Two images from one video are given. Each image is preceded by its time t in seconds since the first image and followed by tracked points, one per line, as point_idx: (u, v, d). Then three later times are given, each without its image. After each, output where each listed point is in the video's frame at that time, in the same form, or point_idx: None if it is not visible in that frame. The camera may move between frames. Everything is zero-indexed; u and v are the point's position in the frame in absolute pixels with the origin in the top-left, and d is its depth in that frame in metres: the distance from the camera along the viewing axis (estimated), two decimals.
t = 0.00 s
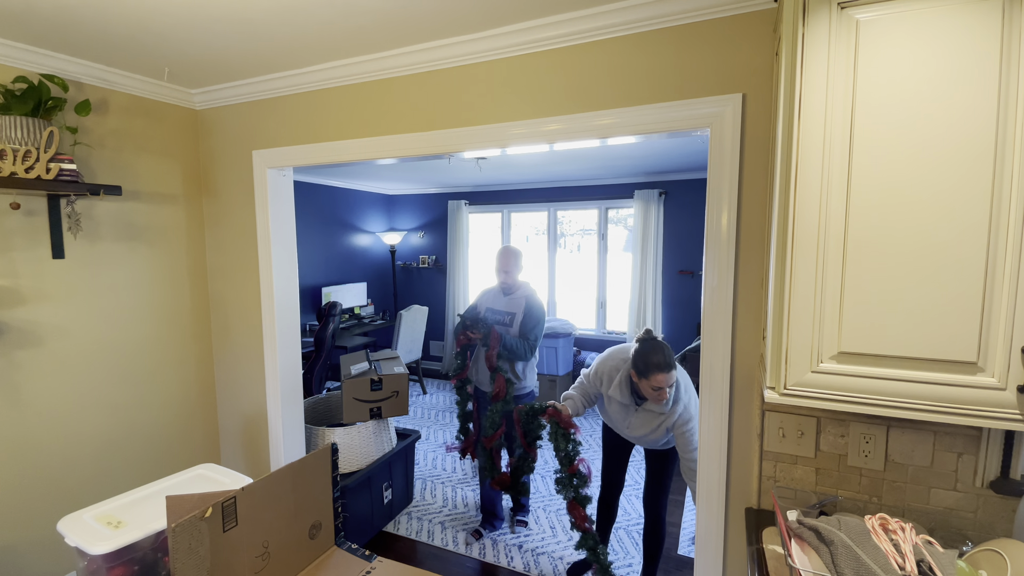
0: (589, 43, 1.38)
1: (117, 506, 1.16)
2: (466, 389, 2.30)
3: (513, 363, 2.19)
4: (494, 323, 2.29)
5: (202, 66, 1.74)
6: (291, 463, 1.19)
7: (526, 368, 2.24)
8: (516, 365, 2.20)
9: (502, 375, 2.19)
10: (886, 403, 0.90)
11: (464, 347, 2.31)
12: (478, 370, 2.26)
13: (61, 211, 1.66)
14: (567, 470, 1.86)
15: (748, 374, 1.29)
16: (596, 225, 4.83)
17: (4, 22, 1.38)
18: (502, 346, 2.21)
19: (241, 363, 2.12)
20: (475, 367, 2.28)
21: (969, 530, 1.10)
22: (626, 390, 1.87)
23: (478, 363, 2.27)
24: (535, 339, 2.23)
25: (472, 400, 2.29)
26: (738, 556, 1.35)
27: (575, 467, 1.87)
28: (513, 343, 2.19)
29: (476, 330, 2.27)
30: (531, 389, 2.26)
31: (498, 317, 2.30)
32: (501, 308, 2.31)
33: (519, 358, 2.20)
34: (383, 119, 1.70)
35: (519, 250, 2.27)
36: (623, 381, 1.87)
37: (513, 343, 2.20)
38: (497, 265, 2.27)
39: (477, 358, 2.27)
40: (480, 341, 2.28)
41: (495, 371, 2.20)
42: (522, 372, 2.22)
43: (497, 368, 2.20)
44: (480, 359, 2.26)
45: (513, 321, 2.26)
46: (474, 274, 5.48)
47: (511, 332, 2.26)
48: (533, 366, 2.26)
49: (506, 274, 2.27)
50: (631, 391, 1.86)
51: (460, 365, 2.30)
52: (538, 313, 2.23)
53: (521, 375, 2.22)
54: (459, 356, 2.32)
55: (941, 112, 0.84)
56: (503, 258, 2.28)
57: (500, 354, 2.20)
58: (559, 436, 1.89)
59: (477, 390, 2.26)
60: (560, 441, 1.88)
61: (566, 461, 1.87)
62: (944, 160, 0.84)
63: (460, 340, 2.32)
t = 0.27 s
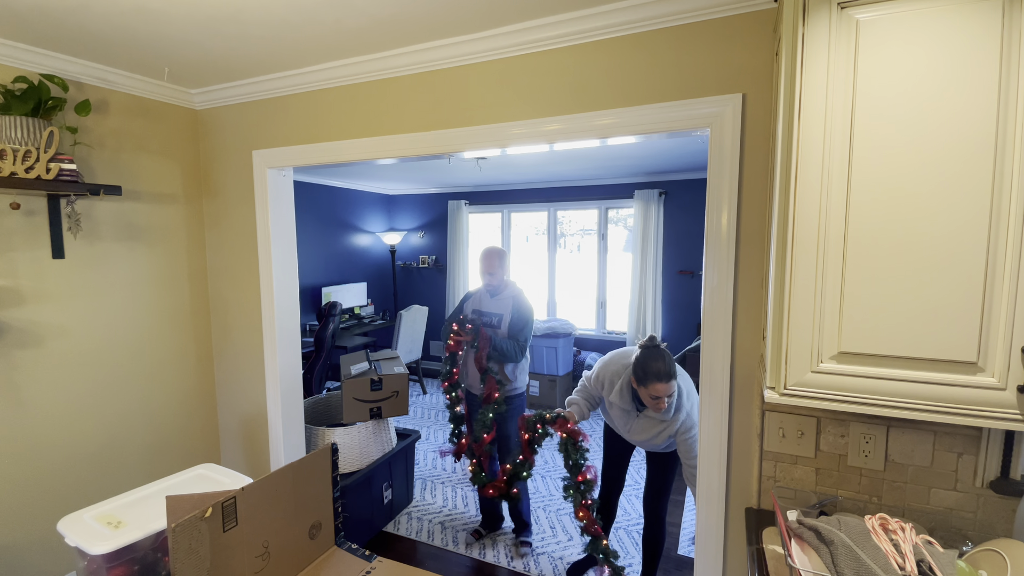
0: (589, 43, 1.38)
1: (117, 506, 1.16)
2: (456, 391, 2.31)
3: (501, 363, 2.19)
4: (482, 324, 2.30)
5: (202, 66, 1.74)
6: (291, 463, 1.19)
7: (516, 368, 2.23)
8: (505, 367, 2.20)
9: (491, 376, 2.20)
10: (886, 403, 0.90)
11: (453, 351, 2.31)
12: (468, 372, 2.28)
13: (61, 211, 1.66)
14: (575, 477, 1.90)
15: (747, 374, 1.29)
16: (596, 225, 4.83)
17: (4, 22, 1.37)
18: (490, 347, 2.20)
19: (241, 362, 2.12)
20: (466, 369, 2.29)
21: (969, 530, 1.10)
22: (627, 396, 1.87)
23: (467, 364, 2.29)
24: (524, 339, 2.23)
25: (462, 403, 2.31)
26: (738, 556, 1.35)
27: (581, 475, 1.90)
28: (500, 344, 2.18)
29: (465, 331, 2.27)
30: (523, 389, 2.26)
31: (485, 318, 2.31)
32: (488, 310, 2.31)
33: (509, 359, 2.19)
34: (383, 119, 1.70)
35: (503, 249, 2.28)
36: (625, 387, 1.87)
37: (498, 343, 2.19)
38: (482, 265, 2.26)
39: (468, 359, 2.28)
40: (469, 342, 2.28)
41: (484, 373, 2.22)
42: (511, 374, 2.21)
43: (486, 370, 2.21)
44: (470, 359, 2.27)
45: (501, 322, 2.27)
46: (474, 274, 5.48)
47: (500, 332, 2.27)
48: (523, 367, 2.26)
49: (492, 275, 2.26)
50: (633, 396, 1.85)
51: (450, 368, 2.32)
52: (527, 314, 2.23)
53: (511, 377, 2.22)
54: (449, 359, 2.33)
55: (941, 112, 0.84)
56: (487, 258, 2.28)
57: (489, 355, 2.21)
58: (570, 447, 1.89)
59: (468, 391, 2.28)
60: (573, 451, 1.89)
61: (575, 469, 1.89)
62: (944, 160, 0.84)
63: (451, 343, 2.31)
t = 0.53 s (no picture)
0: (589, 43, 1.38)
1: (117, 506, 1.16)
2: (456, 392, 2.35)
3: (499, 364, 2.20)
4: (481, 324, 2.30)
5: (202, 66, 1.74)
6: (291, 463, 1.19)
7: (517, 369, 2.21)
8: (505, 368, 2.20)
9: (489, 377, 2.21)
10: (886, 403, 0.90)
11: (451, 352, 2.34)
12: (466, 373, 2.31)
13: (61, 211, 1.66)
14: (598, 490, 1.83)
15: (747, 374, 1.29)
16: (596, 225, 4.83)
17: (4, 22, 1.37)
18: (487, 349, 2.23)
19: (241, 362, 2.12)
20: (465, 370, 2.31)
21: (969, 530, 1.10)
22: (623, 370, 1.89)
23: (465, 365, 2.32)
24: (524, 339, 2.22)
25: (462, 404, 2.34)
26: (738, 556, 1.35)
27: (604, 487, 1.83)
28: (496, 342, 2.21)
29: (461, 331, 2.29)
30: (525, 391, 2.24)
31: (484, 319, 2.31)
32: (490, 310, 2.29)
33: (507, 360, 2.19)
34: (383, 119, 1.70)
35: (506, 249, 2.26)
36: (621, 364, 1.88)
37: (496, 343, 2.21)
38: (483, 265, 2.25)
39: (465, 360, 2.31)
40: (465, 343, 2.31)
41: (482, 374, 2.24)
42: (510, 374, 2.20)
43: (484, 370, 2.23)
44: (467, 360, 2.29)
45: (501, 322, 2.25)
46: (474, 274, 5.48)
47: (499, 332, 2.26)
48: (526, 368, 2.23)
49: (493, 274, 2.25)
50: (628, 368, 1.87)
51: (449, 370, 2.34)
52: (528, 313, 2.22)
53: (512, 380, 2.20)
54: (446, 361, 2.36)
55: (942, 112, 0.84)
56: (489, 259, 2.27)
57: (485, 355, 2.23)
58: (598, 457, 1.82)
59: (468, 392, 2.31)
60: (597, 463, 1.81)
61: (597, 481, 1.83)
62: (944, 159, 0.84)
63: (449, 344, 2.35)
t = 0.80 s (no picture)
0: (589, 43, 1.38)
1: (117, 506, 1.16)
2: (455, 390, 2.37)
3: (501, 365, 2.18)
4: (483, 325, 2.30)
5: (202, 66, 1.73)
6: (291, 463, 1.19)
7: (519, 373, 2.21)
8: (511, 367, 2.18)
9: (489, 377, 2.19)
10: (886, 403, 0.90)
11: (451, 351, 2.37)
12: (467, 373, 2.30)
13: (61, 211, 1.66)
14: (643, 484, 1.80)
15: (747, 375, 1.29)
16: (596, 225, 4.83)
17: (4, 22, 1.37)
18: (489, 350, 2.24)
19: (241, 362, 2.12)
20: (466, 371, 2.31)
21: (969, 530, 1.10)
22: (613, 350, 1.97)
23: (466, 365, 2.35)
24: (528, 343, 2.19)
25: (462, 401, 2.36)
26: (738, 556, 1.35)
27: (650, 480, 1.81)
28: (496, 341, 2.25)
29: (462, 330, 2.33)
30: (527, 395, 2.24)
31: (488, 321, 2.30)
32: (494, 310, 2.30)
33: (508, 364, 2.17)
34: (383, 119, 1.70)
35: (516, 250, 2.23)
36: (609, 346, 1.98)
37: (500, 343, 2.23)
38: (491, 265, 2.24)
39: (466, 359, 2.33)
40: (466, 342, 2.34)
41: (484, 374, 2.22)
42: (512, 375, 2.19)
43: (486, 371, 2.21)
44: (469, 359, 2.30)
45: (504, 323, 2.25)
46: (474, 274, 5.48)
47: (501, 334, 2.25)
48: (526, 374, 2.22)
49: (500, 275, 2.23)
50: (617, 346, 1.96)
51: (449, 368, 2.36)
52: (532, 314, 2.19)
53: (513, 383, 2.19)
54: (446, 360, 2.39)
55: (942, 112, 0.84)
56: (498, 259, 2.25)
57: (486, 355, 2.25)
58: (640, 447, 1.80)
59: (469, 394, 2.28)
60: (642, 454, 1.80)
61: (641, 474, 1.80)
62: (944, 159, 0.84)
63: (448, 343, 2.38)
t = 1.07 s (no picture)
0: (589, 43, 1.38)
1: (116, 506, 1.16)
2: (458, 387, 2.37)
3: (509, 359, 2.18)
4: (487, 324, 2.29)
5: (202, 66, 1.73)
6: (291, 463, 1.19)
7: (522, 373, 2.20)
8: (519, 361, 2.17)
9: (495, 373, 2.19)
10: (886, 403, 0.90)
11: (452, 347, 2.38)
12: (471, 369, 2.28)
13: (61, 211, 1.66)
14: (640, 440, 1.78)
15: (747, 375, 1.29)
16: (596, 225, 4.83)
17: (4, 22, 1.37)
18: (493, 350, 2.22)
19: (241, 362, 2.12)
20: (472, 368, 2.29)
21: (969, 530, 1.10)
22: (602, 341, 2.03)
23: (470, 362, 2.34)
24: (529, 344, 2.19)
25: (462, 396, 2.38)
26: (738, 556, 1.35)
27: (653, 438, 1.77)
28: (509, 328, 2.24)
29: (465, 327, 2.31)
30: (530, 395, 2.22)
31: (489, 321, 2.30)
32: (494, 310, 2.30)
33: (508, 363, 2.16)
34: (383, 119, 1.70)
35: (517, 250, 2.24)
36: (597, 339, 2.05)
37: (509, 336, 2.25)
38: (493, 264, 2.25)
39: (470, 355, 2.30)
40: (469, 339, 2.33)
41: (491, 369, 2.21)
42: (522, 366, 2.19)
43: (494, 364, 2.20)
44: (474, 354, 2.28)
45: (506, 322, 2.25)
46: (474, 274, 5.48)
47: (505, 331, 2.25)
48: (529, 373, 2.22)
49: (502, 274, 2.24)
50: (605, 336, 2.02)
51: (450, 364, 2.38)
52: (533, 314, 2.20)
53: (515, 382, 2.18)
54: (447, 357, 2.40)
55: (942, 111, 0.84)
56: (499, 259, 2.26)
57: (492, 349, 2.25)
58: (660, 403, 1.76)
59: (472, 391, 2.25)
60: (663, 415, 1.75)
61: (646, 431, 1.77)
62: (944, 159, 0.84)
63: (450, 340, 2.38)
